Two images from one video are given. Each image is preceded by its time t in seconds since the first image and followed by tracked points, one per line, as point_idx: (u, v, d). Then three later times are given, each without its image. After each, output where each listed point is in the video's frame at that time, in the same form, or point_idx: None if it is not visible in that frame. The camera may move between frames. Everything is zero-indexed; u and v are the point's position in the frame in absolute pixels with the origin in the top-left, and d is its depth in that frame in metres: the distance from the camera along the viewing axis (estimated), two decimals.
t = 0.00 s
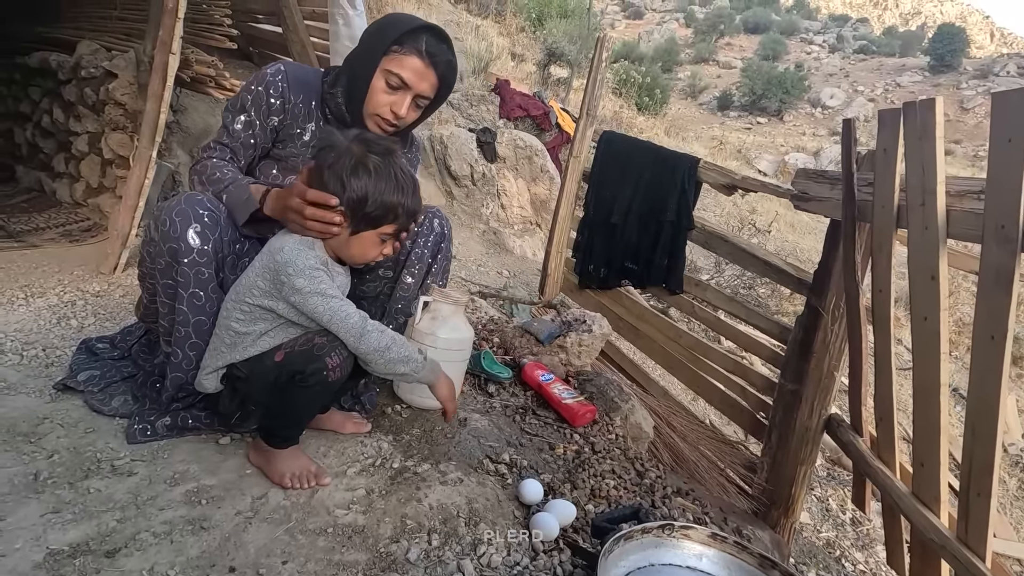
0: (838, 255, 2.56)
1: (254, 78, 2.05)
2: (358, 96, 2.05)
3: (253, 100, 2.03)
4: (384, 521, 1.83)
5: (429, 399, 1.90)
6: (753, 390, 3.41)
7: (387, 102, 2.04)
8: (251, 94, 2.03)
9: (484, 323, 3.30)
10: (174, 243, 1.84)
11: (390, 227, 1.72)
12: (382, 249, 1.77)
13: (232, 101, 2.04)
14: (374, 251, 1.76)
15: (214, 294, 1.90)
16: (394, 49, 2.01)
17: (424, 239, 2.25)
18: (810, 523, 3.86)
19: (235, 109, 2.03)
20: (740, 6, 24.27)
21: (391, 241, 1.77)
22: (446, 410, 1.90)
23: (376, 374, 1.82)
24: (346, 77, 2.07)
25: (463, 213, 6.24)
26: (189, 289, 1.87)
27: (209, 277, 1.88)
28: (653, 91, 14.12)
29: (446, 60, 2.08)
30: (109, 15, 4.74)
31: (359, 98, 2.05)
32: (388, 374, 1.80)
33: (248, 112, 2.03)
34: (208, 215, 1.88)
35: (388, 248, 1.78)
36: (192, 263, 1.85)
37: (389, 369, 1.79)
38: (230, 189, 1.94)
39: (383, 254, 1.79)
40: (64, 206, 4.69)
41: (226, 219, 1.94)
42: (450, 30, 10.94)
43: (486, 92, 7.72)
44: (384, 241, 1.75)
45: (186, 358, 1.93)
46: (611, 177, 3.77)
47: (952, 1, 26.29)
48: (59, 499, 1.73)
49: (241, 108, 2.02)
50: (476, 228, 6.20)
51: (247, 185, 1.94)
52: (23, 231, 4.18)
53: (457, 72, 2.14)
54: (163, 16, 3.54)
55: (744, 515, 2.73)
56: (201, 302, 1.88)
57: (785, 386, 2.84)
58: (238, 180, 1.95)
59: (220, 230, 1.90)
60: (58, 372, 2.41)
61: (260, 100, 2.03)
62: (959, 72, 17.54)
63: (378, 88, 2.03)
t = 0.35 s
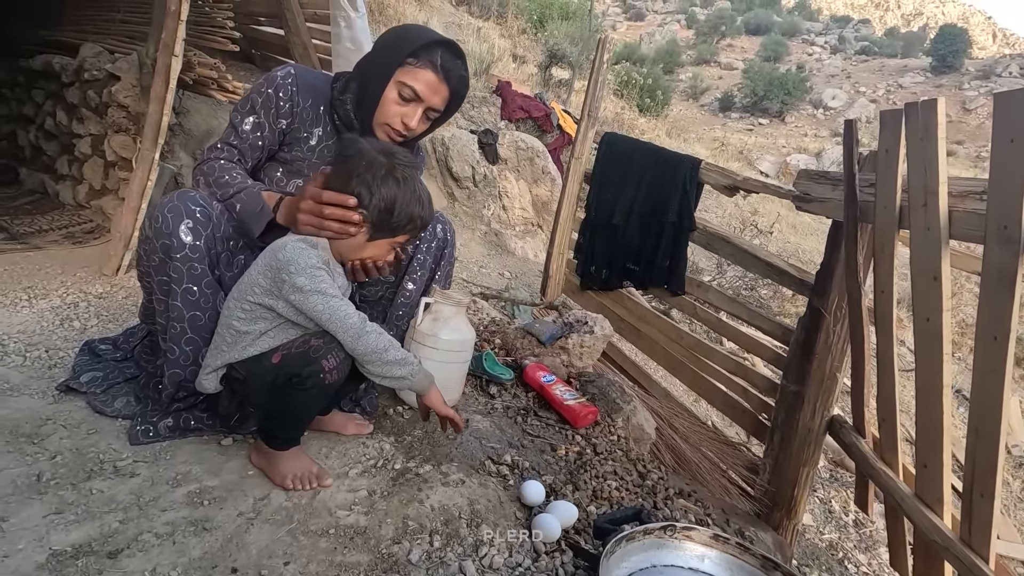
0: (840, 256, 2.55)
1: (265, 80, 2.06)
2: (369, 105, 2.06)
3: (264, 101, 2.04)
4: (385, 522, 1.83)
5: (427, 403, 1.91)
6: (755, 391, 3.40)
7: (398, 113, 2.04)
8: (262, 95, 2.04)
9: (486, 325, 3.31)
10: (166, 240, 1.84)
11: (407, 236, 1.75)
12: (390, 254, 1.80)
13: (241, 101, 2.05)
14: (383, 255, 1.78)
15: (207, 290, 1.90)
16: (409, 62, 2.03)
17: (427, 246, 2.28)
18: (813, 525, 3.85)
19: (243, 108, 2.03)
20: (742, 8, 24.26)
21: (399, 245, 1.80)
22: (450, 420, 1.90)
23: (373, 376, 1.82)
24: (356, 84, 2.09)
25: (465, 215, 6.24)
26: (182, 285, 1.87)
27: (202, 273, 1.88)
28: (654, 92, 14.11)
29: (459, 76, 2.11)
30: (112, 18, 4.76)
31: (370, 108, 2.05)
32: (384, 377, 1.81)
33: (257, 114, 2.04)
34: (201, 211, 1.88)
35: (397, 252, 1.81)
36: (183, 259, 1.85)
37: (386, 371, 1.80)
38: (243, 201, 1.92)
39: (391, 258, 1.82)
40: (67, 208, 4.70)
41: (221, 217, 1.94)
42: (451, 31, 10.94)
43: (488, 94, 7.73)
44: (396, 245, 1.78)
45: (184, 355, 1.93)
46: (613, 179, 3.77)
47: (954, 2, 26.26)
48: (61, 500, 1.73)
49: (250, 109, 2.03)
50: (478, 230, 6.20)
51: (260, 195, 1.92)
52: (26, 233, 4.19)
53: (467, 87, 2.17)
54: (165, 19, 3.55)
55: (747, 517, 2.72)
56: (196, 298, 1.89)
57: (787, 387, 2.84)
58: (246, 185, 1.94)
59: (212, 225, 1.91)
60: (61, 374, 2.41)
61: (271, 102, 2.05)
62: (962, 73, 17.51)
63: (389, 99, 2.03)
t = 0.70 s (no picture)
0: (843, 257, 2.55)
1: (270, 78, 2.07)
2: (376, 109, 2.06)
3: (270, 100, 2.04)
4: (390, 524, 1.83)
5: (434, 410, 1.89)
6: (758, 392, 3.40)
7: (405, 119, 2.05)
8: (268, 94, 2.04)
9: (488, 326, 3.30)
10: (161, 235, 1.85)
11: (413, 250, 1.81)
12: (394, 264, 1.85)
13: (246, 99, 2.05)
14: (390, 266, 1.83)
15: (203, 283, 1.91)
16: (418, 68, 2.02)
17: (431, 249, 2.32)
18: (817, 527, 3.85)
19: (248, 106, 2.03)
20: (743, 9, 24.28)
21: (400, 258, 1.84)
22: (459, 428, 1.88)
23: (379, 382, 1.81)
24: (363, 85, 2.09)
25: (467, 216, 6.24)
26: (178, 279, 1.87)
27: (197, 266, 1.89)
28: (656, 93, 14.10)
29: (466, 83, 2.11)
30: (116, 20, 4.77)
31: (378, 112, 2.06)
32: (391, 383, 1.80)
33: (263, 112, 2.04)
34: (195, 206, 1.89)
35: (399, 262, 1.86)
36: (179, 253, 1.85)
37: (392, 378, 1.79)
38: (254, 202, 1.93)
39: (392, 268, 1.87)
40: (71, 210, 4.71)
41: (218, 213, 1.95)
42: (453, 34, 10.95)
43: (490, 95, 7.73)
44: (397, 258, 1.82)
45: (182, 350, 1.93)
46: (615, 180, 3.77)
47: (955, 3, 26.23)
48: (67, 502, 1.74)
49: (255, 106, 2.03)
50: (480, 231, 6.20)
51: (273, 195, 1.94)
52: (31, 235, 4.20)
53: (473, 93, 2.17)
54: (169, 22, 3.56)
55: (751, 518, 2.72)
56: (192, 291, 1.89)
57: (791, 388, 2.83)
58: (255, 183, 1.95)
59: (207, 220, 1.91)
60: (66, 376, 2.42)
61: (277, 100, 2.05)
62: (964, 74, 17.49)
63: (397, 105, 2.03)
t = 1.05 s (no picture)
0: (848, 259, 2.55)
1: (262, 87, 2.06)
2: (385, 116, 2.06)
3: (266, 110, 2.03)
4: (396, 528, 1.84)
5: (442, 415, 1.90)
6: (764, 396, 3.39)
7: (420, 131, 2.09)
8: (260, 105, 2.03)
9: (493, 330, 3.30)
10: (170, 245, 1.85)
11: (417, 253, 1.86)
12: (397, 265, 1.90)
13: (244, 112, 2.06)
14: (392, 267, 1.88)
15: (212, 293, 1.92)
16: (438, 87, 2.02)
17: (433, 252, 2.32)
18: (823, 531, 3.84)
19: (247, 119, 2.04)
20: (746, 12, 24.29)
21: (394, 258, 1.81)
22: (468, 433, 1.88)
23: (386, 387, 1.82)
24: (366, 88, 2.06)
25: (470, 220, 6.25)
26: (187, 288, 1.88)
27: (207, 276, 1.90)
28: (659, 96, 14.11)
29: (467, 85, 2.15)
30: (122, 27, 4.80)
31: (387, 120, 2.05)
32: (399, 388, 1.80)
33: (262, 122, 2.04)
34: (204, 216, 1.89)
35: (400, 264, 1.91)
36: (189, 263, 1.86)
37: (400, 383, 1.80)
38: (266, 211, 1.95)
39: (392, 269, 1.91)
40: (77, 215, 4.74)
41: (227, 223, 1.96)
42: (456, 38, 10.99)
43: (493, 99, 7.75)
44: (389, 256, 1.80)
45: (191, 358, 1.94)
46: (619, 183, 3.77)
47: (958, 5, 26.20)
48: (75, 506, 1.74)
49: (254, 117, 2.03)
50: (484, 235, 6.21)
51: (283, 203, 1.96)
52: (38, 240, 4.23)
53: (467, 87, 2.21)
54: (175, 28, 3.58)
55: (757, 522, 2.72)
56: (201, 301, 1.90)
57: (796, 392, 2.83)
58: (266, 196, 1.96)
59: (215, 230, 1.92)
60: (73, 380, 2.43)
61: (273, 107, 2.04)
62: (968, 76, 17.46)
63: (414, 121, 2.05)
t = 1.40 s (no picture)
0: (850, 260, 2.55)
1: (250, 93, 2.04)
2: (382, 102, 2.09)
3: (261, 114, 2.02)
4: (398, 529, 1.84)
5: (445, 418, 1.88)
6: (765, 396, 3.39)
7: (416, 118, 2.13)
8: (257, 110, 2.01)
9: (494, 331, 3.31)
10: (191, 257, 1.85)
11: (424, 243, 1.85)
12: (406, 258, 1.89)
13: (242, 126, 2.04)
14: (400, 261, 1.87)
15: (230, 305, 1.92)
16: (434, 77, 2.09)
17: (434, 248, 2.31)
18: (825, 532, 3.84)
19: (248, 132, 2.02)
20: (747, 12, 24.28)
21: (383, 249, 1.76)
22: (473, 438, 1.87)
23: (390, 387, 1.80)
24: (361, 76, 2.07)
25: (472, 221, 6.26)
26: (205, 301, 1.88)
27: (226, 289, 1.90)
28: (661, 97, 14.12)
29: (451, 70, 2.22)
30: (125, 29, 4.82)
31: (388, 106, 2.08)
32: (401, 388, 1.78)
33: (269, 124, 2.03)
34: (225, 229, 1.89)
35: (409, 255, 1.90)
36: (209, 275, 1.87)
37: (403, 382, 1.78)
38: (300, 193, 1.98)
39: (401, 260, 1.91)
40: (80, 216, 4.75)
41: (247, 233, 1.96)
42: (457, 40, 11.01)
43: (495, 100, 7.75)
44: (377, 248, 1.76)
45: (204, 367, 1.95)
46: (620, 184, 3.78)
47: (960, 6, 26.19)
48: (79, 506, 1.75)
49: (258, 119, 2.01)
50: (485, 236, 6.22)
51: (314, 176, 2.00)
52: (41, 242, 4.24)
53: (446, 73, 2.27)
54: (178, 30, 3.59)
55: (759, 523, 2.72)
56: (219, 314, 1.90)
57: (798, 393, 2.83)
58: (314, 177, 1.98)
59: (236, 243, 1.92)
60: (77, 381, 2.43)
61: (272, 108, 2.03)
62: (970, 77, 17.45)
63: (412, 108, 2.10)
